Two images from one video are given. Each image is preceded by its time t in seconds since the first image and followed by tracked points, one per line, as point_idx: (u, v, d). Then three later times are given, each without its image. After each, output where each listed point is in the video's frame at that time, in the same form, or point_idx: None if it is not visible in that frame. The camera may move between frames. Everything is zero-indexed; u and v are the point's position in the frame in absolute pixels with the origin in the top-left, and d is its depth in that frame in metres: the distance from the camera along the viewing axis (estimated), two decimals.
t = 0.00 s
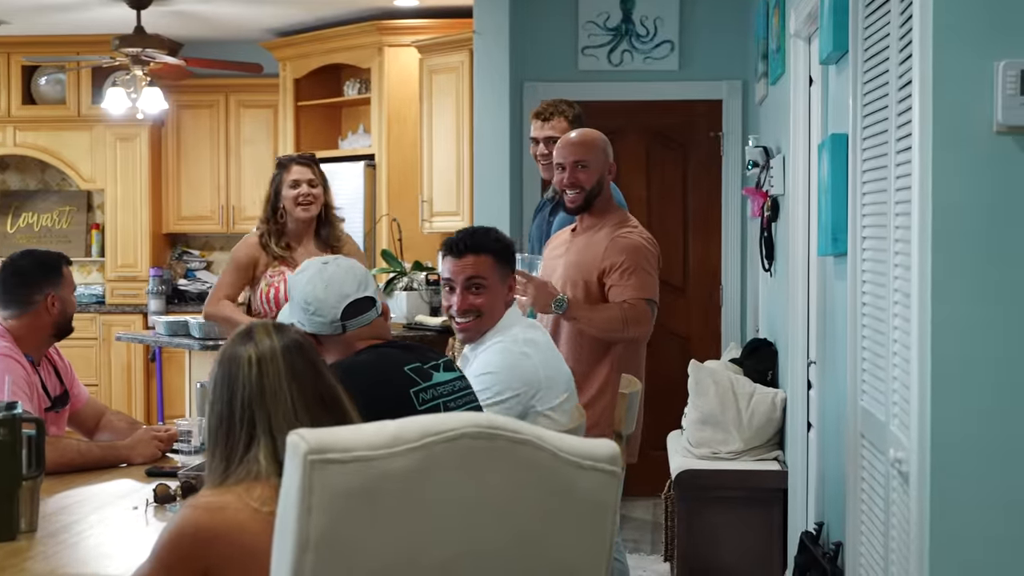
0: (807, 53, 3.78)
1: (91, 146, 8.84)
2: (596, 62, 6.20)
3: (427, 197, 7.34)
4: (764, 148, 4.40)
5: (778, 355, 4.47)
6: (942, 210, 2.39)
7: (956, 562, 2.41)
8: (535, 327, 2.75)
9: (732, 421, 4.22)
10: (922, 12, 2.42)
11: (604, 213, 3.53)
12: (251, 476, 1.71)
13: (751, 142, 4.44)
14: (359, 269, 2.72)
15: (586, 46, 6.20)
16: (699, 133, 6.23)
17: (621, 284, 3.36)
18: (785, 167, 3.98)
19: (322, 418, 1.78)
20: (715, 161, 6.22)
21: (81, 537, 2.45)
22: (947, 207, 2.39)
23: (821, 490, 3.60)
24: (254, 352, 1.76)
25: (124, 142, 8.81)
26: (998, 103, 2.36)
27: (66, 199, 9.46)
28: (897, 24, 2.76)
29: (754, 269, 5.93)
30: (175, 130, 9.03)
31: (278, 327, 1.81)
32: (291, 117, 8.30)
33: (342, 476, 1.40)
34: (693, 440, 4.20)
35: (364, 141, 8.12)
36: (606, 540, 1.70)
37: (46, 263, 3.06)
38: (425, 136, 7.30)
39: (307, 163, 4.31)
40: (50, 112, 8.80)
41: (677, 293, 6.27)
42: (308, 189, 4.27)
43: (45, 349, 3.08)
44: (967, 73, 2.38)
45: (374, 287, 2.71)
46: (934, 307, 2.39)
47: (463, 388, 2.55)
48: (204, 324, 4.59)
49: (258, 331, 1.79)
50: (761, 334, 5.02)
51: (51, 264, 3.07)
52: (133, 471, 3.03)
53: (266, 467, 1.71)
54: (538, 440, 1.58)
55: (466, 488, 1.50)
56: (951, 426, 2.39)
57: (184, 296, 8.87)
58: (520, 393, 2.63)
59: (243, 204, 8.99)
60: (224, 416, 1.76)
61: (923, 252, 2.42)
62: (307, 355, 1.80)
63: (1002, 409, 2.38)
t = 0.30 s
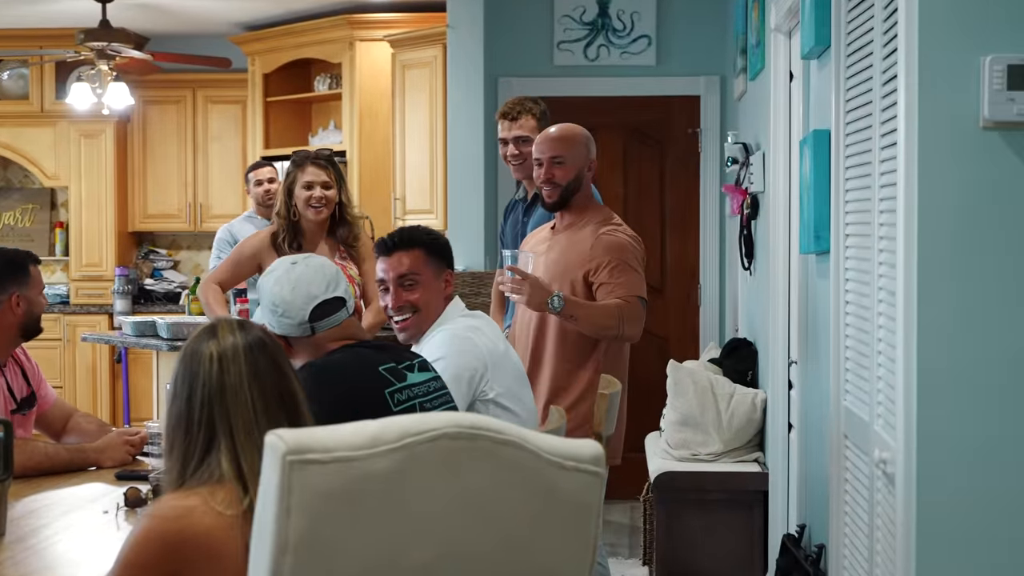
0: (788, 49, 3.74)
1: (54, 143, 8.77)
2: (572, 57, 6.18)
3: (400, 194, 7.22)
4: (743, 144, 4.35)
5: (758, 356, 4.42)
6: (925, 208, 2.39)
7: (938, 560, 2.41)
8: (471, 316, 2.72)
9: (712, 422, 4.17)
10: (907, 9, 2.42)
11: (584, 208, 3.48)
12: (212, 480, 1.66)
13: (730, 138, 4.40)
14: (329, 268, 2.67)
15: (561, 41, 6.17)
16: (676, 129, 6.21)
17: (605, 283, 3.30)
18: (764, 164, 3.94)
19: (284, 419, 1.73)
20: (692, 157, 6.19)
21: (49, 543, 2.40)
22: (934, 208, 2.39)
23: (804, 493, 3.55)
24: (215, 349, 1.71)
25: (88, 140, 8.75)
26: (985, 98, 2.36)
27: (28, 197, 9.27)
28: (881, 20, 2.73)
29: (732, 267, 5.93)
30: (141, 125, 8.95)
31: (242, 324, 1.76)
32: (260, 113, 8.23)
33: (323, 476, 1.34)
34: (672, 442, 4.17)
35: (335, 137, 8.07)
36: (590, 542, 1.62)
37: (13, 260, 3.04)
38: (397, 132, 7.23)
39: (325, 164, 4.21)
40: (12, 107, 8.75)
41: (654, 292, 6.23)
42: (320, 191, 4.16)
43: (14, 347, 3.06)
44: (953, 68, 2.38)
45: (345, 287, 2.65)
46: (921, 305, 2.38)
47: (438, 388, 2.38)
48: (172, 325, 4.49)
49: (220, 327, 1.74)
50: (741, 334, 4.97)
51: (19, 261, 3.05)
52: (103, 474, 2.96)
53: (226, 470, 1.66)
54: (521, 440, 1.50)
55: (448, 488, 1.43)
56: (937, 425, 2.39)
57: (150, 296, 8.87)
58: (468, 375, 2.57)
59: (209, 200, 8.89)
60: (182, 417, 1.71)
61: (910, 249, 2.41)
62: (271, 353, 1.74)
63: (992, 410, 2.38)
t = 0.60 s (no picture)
0: (771, 47, 3.71)
1: (21, 138, 8.73)
2: (552, 54, 6.14)
3: (374, 192, 7.10)
4: (726, 144, 4.33)
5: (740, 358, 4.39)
6: (916, 208, 2.35)
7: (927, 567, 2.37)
8: (447, 314, 2.69)
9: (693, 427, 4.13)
10: (898, 6, 2.38)
11: (566, 208, 3.43)
12: (170, 486, 1.60)
13: (713, 137, 4.38)
14: (311, 265, 2.50)
15: (540, 37, 6.14)
16: (657, 128, 6.18)
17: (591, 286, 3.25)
18: (747, 164, 3.90)
19: (251, 425, 1.66)
20: (673, 157, 6.17)
21: (17, 548, 2.35)
22: (922, 204, 2.35)
23: (787, 498, 3.50)
24: (183, 348, 1.63)
25: (56, 134, 8.69)
26: (975, 99, 2.31)
27: None
28: (868, 19, 2.69)
29: (714, 269, 5.92)
30: (111, 119, 8.87)
31: (214, 322, 1.67)
32: (232, 106, 8.16)
33: (305, 481, 1.33)
34: (652, 446, 4.12)
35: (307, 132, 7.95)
36: (574, 548, 1.62)
37: None
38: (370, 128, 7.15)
39: (309, 163, 4.02)
40: None
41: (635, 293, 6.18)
42: (305, 191, 3.95)
43: None
44: (943, 67, 2.34)
45: (328, 286, 2.47)
46: (912, 308, 2.35)
47: (420, 392, 2.31)
48: (142, 325, 4.44)
49: (190, 326, 1.65)
50: (723, 337, 4.92)
51: None
52: (73, 477, 2.90)
53: (184, 476, 1.60)
54: (505, 445, 1.49)
55: (432, 490, 1.42)
56: (930, 427, 2.35)
57: (119, 296, 8.72)
58: (445, 375, 2.55)
59: (180, 197, 8.84)
60: (146, 416, 1.64)
61: (900, 250, 2.37)
62: (241, 354, 1.67)
63: (981, 411, 2.34)
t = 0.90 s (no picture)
0: (778, 40, 3.65)
1: (11, 137, 8.67)
2: (553, 48, 6.11)
3: (372, 189, 7.03)
4: (732, 141, 4.28)
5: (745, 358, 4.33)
6: (927, 204, 2.30)
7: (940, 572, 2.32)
8: (428, 307, 2.65)
9: (698, 429, 4.08)
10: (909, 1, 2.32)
11: (568, 204, 3.37)
12: (162, 488, 1.55)
13: (718, 134, 4.33)
14: (315, 264, 2.43)
15: (541, 32, 6.10)
16: (659, 123, 6.13)
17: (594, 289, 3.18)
18: (752, 160, 3.85)
19: (241, 429, 1.60)
20: (676, 153, 6.13)
21: (13, 550, 2.31)
22: (934, 202, 2.29)
23: (794, 500, 3.44)
24: (174, 346, 1.58)
25: (47, 131, 8.63)
26: (988, 95, 2.27)
27: None
28: (878, 15, 2.63)
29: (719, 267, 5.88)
30: (102, 115, 8.81)
31: (205, 319, 1.62)
32: (226, 102, 8.13)
33: (307, 486, 1.28)
34: (657, 449, 4.09)
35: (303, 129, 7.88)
36: (578, 551, 1.56)
37: None
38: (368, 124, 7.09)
39: (308, 162, 3.91)
40: None
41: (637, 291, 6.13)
42: (302, 192, 3.84)
43: None
44: (955, 64, 2.28)
45: (331, 286, 2.41)
46: (924, 305, 2.29)
47: (425, 395, 2.26)
48: (136, 326, 4.39)
49: (182, 323, 1.60)
50: (727, 336, 4.87)
51: None
52: (67, 480, 2.85)
53: (175, 478, 1.54)
54: (510, 448, 1.44)
55: (440, 494, 1.37)
56: (942, 425, 2.29)
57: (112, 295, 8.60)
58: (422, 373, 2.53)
59: (172, 194, 8.78)
60: (136, 416, 1.59)
61: (910, 249, 2.32)
62: (235, 351, 1.61)
63: (992, 407, 2.29)
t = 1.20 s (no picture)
0: (786, 28, 3.61)
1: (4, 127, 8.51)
2: (556, 36, 6.08)
3: (373, 179, 6.95)
4: (739, 131, 4.23)
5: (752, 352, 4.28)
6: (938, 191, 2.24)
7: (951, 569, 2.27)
8: (403, 296, 2.62)
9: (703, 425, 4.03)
10: None
11: (571, 194, 3.33)
12: (170, 480, 1.49)
13: (724, 124, 4.29)
14: (317, 254, 2.38)
15: (545, 19, 6.07)
16: (666, 112, 6.07)
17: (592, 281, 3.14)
18: (761, 151, 3.80)
19: (255, 419, 1.54)
20: (683, 142, 6.07)
21: (8, 547, 2.27)
22: (943, 192, 2.24)
23: (802, 496, 3.39)
24: (189, 334, 1.53)
25: (41, 120, 8.47)
26: (1000, 83, 2.22)
27: None
28: (888, 9, 2.59)
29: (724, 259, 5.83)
30: (97, 104, 8.61)
31: (221, 307, 1.57)
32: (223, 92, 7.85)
33: (296, 481, 1.24)
34: (661, 444, 4.04)
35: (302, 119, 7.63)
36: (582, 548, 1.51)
37: None
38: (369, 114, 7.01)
39: (307, 152, 3.70)
40: None
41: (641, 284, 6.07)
42: (299, 184, 3.64)
43: None
44: (967, 55, 2.23)
45: (334, 277, 2.37)
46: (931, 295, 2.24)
47: (429, 389, 2.21)
48: (132, 319, 4.39)
49: (196, 311, 1.55)
50: (734, 328, 4.82)
51: None
52: (63, 476, 2.81)
53: (185, 470, 1.49)
54: (508, 443, 1.39)
55: (430, 492, 1.32)
56: (952, 418, 2.25)
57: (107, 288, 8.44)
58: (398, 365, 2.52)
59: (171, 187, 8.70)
60: (148, 405, 1.55)
61: (922, 239, 2.26)
62: (250, 341, 1.56)
63: (1005, 394, 2.25)
